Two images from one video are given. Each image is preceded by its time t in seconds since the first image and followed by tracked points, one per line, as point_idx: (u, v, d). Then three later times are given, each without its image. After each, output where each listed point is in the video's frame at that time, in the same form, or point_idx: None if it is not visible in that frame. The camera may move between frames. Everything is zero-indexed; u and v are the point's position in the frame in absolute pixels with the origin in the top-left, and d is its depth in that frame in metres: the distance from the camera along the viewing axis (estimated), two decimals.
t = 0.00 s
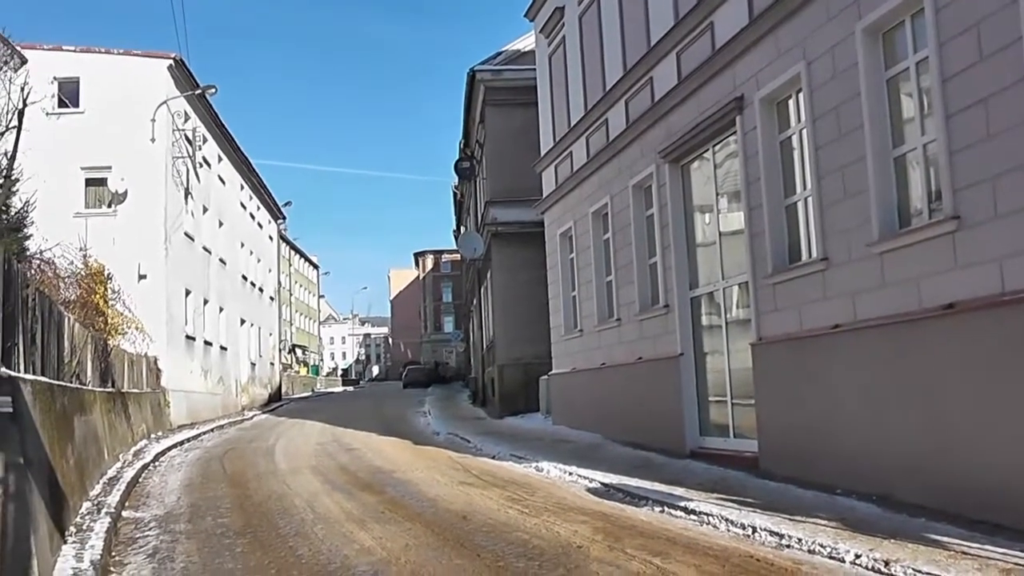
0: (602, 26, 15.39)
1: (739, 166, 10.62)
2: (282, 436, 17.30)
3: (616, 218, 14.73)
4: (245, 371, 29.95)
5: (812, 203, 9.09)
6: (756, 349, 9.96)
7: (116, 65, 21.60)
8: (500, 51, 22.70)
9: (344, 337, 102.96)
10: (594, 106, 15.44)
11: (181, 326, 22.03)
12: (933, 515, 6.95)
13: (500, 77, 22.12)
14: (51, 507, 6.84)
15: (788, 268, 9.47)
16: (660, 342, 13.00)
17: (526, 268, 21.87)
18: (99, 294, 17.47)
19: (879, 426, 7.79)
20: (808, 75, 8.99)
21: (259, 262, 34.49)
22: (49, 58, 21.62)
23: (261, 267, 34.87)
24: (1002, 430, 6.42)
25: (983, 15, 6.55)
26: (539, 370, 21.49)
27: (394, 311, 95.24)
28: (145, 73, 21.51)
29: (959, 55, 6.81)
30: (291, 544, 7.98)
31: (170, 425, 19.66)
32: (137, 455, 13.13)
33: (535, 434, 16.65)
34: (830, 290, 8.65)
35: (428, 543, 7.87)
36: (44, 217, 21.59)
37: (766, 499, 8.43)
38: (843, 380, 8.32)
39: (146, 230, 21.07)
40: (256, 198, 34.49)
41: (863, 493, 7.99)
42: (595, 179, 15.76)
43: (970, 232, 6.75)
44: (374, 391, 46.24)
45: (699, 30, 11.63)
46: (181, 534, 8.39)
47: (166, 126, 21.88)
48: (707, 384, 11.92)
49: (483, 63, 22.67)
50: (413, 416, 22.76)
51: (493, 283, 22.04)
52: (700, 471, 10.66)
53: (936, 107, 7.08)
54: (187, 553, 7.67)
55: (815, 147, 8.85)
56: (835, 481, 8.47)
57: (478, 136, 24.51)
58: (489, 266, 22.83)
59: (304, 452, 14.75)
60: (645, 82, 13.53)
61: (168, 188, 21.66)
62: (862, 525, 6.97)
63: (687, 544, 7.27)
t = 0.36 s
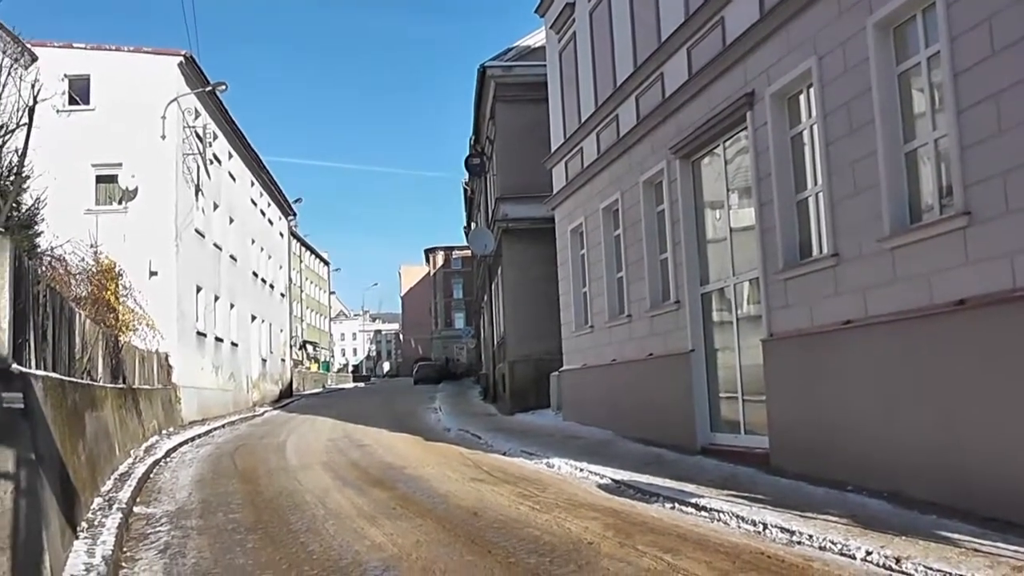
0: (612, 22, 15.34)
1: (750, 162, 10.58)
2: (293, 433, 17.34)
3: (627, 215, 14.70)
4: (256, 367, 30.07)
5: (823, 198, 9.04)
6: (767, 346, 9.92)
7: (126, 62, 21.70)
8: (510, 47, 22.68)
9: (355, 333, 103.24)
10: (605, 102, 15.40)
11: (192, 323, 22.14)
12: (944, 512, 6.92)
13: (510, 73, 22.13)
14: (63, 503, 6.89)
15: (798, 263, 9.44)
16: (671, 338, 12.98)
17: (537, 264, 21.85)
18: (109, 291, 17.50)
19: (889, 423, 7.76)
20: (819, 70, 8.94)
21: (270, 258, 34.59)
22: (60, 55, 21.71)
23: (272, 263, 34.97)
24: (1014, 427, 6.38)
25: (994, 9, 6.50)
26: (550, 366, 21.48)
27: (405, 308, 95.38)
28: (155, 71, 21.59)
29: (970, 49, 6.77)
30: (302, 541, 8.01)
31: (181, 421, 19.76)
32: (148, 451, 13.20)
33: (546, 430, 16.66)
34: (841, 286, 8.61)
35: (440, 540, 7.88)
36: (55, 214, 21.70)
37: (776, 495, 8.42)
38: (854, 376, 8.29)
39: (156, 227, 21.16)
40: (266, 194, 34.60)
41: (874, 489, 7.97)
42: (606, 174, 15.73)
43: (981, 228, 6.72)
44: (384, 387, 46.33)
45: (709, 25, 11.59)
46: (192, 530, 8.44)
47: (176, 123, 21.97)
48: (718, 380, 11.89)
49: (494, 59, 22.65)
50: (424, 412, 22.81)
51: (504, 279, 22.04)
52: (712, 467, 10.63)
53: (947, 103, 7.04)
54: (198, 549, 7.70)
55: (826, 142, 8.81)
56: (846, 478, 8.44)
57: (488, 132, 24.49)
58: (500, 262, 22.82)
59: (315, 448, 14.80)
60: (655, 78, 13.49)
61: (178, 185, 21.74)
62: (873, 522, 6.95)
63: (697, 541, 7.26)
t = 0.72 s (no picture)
0: (623, 17, 15.30)
1: (761, 157, 10.54)
2: (304, 429, 17.40)
3: (638, 210, 14.67)
4: (268, 363, 30.19)
5: (835, 193, 9.00)
6: (779, 342, 9.89)
7: (137, 59, 21.81)
8: (521, 44, 22.67)
9: (367, 330, 103.51)
10: (616, 97, 15.36)
11: (203, 319, 22.26)
12: (956, 507, 6.89)
13: (521, 69, 22.16)
14: (75, 499, 6.95)
15: (810, 259, 9.40)
16: (683, 334, 12.96)
17: (549, 260, 21.84)
18: (121, 287, 17.93)
19: (902, 418, 7.72)
20: (830, 64, 8.89)
21: (281, 255, 34.69)
22: (72, 53, 21.83)
23: (283, 260, 35.08)
24: None
25: (1006, 2, 6.46)
26: (561, 362, 21.47)
27: (416, 304, 95.56)
28: (166, 68, 21.69)
29: (982, 43, 6.72)
30: (314, 536, 8.04)
31: (193, 417, 19.87)
32: (161, 447, 13.27)
33: (558, 426, 16.66)
34: (853, 281, 8.57)
35: (451, 535, 7.90)
36: (68, 212, 21.82)
37: (788, 491, 8.39)
38: (866, 372, 8.25)
39: (168, 223, 21.26)
40: (277, 191, 34.70)
41: (886, 485, 7.93)
42: (617, 170, 15.70)
43: (993, 222, 6.69)
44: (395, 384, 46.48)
45: (720, 21, 11.55)
46: (205, 526, 8.49)
47: (187, 120, 22.06)
48: (730, 375, 11.86)
49: (504, 55, 22.64)
50: (435, 408, 22.85)
51: (515, 275, 22.03)
52: (723, 463, 10.61)
53: (959, 97, 7.00)
54: (211, 544, 7.75)
55: (837, 137, 8.76)
56: (858, 474, 8.41)
57: (499, 128, 24.49)
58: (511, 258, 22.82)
59: (326, 444, 14.85)
60: (666, 74, 13.45)
61: (190, 182, 21.84)
62: (886, 518, 6.92)
63: (710, 537, 7.24)
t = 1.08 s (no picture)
0: (634, 13, 15.26)
1: (772, 152, 10.51)
2: (315, 425, 17.45)
3: (649, 206, 14.64)
4: (278, 359, 30.33)
5: (846, 188, 8.96)
6: (789, 338, 9.86)
7: (148, 56, 21.90)
8: (531, 40, 22.65)
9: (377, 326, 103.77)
10: (627, 93, 15.33)
11: (214, 315, 22.35)
12: (967, 504, 6.86)
13: (531, 65, 22.10)
14: (86, 495, 6.98)
15: (820, 255, 9.36)
16: (693, 330, 12.94)
17: (559, 256, 21.83)
18: (131, 283, 17.89)
19: (912, 415, 7.69)
20: (841, 59, 8.84)
21: (291, 251, 34.79)
22: (83, 50, 21.94)
23: (293, 256, 35.18)
24: None
25: None
26: (571, 358, 21.47)
27: (427, 300, 95.73)
28: (177, 65, 21.79)
29: (995, 37, 6.69)
30: (325, 532, 8.07)
31: (204, 413, 19.96)
32: (172, 443, 13.34)
33: (568, 422, 16.65)
34: (864, 277, 8.53)
35: (462, 531, 7.91)
36: (79, 209, 21.92)
37: (799, 488, 8.37)
38: (876, 369, 8.22)
39: (178, 220, 21.35)
40: (287, 188, 34.79)
41: (897, 482, 7.91)
42: (628, 166, 15.66)
43: (1005, 218, 6.66)
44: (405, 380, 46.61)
45: (731, 16, 11.51)
46: (215, 521, 8.53)
47: (197, 117, 22.14)
48: (740, 372, 11.83)
49: (514, 51, 22.63)
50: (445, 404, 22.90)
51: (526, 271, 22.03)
52: (733, 459, 10.60)
53: (971, 91, 6.98)
54: (221, 540, 7.79)
55: (848, 132, 8.72)
56: (869, 470, 8.38)
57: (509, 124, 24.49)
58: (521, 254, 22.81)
59: (337, 440, 14.89)
60: (677, 69, 13.40)
61: (200, 179, 21.92)
62: (897, 514, 6.90)
63: (720, 534, 7.23)
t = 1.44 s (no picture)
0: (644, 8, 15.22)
1: (783, 147, 10.47)
2: (326, 421, 17.52)
3: (660, 202, 14.61)
4: (290, 355, 30.45)
5: (857, 183, 8.93)
6: (800, 333, 9.83)
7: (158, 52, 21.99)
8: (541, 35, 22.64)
9: (388, 322, 104.02)
10: (637, 88, 15.30)
11: (225, 312, 22.45)
12: (978, 499, 6.84)
13: (542, 60, 22.10)
14: (98, 491, 7.05)
15: (832, 250, 9.33)
16: (705, 326, 12.91)
17: (570, 252, 21.81)
18: (142, 280, 18.20)
19: (923, 411, 7.67)
20: (852, 53, 8.80)
21: (302, 247, 34.90)
22: (95, 47, 22.06)
23: (304, 252, 35.29)
24: None
25: None
26: (583, 353, 21.47)
27: (437, 296, 95.89)
28: (188, 62, 21.89)
29: (1008, 31, 6.66)
30: (337, 528, 8.11)
31: (215, 409, 20.07)
32: (184, 439, 13.41)
33: (580, 418, 16.67)
34: (875, 272, 8.49)
35: (473, 527, 7.93)
36: (90, 206, 22.04)
37: (811, 483, 8.35)
38: (887, 364, 8.19)
39: (190, 217, 21.45)
40: (298, 184, 34.89)
41: (907, 477, 7.89)
42: (638, 161, 15.64)
43: (1016, 212, 6.63)
44: (416, 375, 46.71)
45: (742, 11, 11.47)
46: (227, 517, 8.58)
47: (208, 113, 22.22)
48: (751, 367, 11.80)
49: (525, 47, 22.62)
50: (456, 400, 22.95)
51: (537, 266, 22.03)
52: (744, 455, 10.59)
53: (982, 85, 6.96)
54: (232, 536, 7.83)
55: (860, 127, 8.68)
56: (880, 466, 8.36)
57: (520, 120, 24.50)
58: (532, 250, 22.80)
59: (349, 436, 14.95)
60: (688, 64, 13.36)
61: (211, 175, 22.00)
62: (908, 510, 6.88)
63: (732, 530, 7.22)
